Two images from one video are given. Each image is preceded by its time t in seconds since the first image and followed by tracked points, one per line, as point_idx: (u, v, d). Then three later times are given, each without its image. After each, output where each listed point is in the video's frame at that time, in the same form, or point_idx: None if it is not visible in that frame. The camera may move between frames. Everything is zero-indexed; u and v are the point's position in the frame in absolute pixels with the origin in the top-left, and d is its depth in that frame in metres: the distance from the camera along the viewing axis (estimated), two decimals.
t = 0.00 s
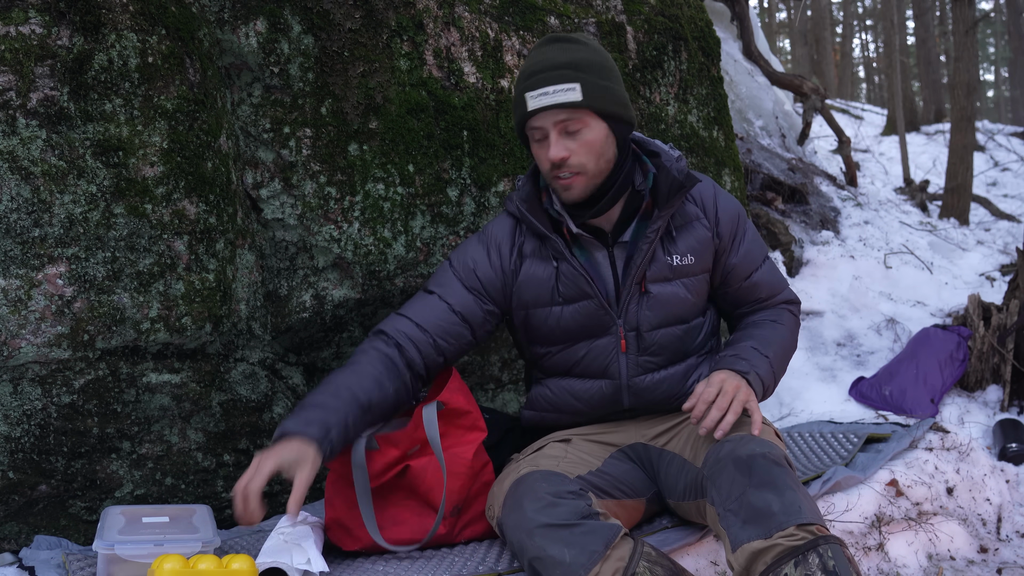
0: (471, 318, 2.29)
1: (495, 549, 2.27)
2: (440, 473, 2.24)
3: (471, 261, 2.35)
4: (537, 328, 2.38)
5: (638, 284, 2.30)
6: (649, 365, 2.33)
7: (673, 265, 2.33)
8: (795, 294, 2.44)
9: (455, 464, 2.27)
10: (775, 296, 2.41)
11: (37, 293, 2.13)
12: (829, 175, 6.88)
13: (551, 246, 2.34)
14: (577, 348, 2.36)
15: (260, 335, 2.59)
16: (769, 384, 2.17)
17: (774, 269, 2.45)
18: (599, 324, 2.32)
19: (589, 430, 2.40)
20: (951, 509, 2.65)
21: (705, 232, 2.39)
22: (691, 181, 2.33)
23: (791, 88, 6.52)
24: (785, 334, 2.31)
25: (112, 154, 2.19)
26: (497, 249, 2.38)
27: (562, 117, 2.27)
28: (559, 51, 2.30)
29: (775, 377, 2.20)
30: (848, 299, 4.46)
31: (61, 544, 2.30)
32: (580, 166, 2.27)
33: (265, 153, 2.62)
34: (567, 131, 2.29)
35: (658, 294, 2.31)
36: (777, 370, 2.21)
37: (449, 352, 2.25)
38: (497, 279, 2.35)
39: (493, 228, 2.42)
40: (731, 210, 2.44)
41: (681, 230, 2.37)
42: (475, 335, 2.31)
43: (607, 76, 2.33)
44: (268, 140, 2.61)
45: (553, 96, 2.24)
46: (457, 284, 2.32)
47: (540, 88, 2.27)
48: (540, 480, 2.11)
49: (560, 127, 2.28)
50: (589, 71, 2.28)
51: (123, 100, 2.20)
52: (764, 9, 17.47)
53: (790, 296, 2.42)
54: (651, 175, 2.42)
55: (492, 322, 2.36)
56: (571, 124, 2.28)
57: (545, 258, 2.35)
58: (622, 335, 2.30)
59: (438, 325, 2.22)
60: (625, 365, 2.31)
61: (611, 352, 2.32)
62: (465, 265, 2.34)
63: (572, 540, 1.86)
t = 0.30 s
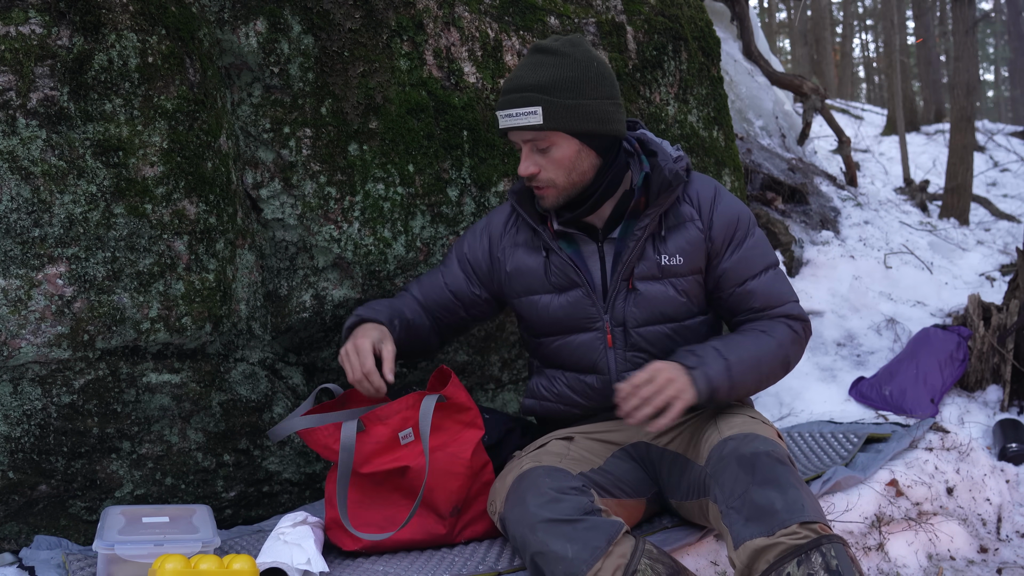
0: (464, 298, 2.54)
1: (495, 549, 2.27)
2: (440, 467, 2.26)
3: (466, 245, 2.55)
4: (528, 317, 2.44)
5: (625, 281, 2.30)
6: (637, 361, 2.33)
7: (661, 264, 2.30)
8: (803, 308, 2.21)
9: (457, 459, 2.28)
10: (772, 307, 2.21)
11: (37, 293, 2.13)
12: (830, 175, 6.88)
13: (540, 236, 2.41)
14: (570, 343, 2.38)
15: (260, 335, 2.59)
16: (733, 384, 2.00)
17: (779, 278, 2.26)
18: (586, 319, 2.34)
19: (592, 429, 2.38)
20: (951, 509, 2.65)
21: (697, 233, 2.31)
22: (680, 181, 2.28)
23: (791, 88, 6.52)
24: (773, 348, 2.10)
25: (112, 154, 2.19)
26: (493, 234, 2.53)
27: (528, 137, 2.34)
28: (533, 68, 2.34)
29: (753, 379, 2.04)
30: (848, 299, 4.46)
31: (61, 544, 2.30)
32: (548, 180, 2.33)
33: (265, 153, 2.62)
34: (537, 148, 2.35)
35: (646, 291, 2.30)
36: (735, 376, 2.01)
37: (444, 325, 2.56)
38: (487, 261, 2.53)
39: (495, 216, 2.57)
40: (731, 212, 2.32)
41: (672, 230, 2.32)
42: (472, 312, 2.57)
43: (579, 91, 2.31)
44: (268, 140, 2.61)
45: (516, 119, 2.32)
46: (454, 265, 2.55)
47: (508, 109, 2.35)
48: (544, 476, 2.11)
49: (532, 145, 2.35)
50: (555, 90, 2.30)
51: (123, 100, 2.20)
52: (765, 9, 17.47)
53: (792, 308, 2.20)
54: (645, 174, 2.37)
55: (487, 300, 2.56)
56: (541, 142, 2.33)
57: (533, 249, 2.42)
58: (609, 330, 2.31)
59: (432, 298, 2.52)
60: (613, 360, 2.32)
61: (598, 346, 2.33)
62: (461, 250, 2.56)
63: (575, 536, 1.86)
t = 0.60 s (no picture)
0: (485, 292, 2.57)
1: (495, 548, 2.27)
2: (440, 466, 2.26)
3: (484, 239, 2.60)
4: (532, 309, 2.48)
5: (615, 275, 2.30)
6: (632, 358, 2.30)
7: (648, 259, 2.28)
8: (734, 310, 2.03)
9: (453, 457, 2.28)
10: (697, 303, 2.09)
11: (37, 293, 2.13)
12: (829, 175, 6.89)
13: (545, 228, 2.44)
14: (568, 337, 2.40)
15: (260, 335, 2.59)
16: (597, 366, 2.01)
17: (726, 274, 2.11)
18: (580, 312, 2.36)
19: (595, 429, 2.39)
20: (951, 509, 2.65)
21: (682, 228, 2.26)
22: (671, 177, 2.24)
23: (791, 88, 6.52)
24: (664, 345, 2.01)
25: (112, 154, 2.19)
26: (506, 228, 2.57)
27: (534, 133, 2.33)
28: (539, 65, 2.34)
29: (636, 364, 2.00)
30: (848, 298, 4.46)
31: (61, 545, 2.30)
32: (554, 175, 2.34)
33: (265, 153, 2.62)
34: (544, 143, 2.35)
35: (634, 286, 2.28)
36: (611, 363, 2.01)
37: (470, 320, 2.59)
38: (501, 253, 2.56)
39: (510, 212, 2.60)
40: (720, 208, 2.24)
41: (661, 226, 2.29)
42: (495, 305, 2.61)
43: (586, 89, 2.30)
44: (268, 140, 2.61)
45: (521, 115, 2.32)
46: (474, 260, 2.60)
47: (514, 104, 2.35)
48: (546, 475, 2.11)
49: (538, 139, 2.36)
50: (560, 87, 2.30)
51: (124, 100, 2.20)
52: (765, 9, 17.48)
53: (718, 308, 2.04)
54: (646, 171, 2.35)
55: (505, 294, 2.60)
56: (546, 138, 2.33)
57: (539, 240, 2.45)
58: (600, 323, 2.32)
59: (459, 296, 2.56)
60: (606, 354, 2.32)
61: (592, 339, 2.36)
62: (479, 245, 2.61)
63: (575, 535, 1.86)
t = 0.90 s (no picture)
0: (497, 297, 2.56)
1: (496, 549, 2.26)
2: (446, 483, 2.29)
3: (497, 244, 2.58)
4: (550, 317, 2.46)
5: (642, 281, 2.28)
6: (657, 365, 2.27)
7: (678, 265, 2.25)
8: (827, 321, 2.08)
9: (448, 453, 2.28)
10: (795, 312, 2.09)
11: (37, 293, 2.13)
12: (830, 175, 6.89)
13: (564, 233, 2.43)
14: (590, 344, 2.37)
15: (260, 335, 2.59)
16: (718, 433, 1.91)
17: (802, 279, 2.14)
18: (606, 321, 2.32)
19: (599, 428, 2.38)
20: (951, 509, 2.65)
21: (714, 233, 2.25)
22: (698, 180, 2.22)
23: (791, 88, 6.52)
24: (788, 374, 1.98)
25: (112, 154, 2.19)
26: (522, 234, 2.57)
27: (590, 119, 2.32)
28: (589, 52, 2.36)
29: (705, 441, 1.90)
30: (848, 299, 4.46)
31: (61, 544, 2.31)
32: (607, 163, 2.32)
33: (265, 153, 2.62)
34: (596, 131, 2.34)
35: (662, 291, 2.26)
36: (732, 423, 1.92)
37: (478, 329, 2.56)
38: (519, 262, 2.56)
39: (524, 219, 2.59)
40: (751, 211, 2.24)
41: (688, 230, 2.28)
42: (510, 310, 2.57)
43: (634, 79, 2.36)
44: (268, 140, 2.61)
45: (583, 99, 2.30)
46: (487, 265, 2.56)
47: (570, 89, 2.32)
48: (512, 458, 2.10)
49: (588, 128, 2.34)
50: (620, 75, 2.33)
51: (123, 100, 2.20)
52: (765, 9, 17.48)
53: (817, 320, 2.07)
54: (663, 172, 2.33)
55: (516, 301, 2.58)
56: (601, 125, 2.33)
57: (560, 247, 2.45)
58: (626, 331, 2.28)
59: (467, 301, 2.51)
60: (631, 362, 2.28)
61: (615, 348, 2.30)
62: (492, 249, 2.58)
63: (534, 518, 1.90)
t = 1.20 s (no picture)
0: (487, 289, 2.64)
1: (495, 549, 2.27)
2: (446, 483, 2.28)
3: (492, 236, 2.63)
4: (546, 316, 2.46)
5: (638, 280, 2.27)
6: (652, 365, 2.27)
7: (674, 265, 2.25)
8: (824, 321, 2.09)
9: (447, 452, 2.28)
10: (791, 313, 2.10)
11: (37, 293, 2.13)
12: (830, 175, 6.89)
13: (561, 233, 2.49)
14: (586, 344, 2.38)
15: (260, 335, 2.59)
16: (715, 443, 1.92)
17: (800, 281, 2.14)
18: (601, 320, 2.32)
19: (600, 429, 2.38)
20: (951, 509, 2.65)
21: (711, 233, 2.25)
22: (695, 180, 2.20)
23: (791, 88, 6.52)
24: (785, 379, 1.99)
25: (112, 154, 2.19)
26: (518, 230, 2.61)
27: (597, 108, 2.35)
28: (589, 47, 2.41)
29: (704, 450, 1.92)
30: (848, 299, 4.47)
31: (61, 544, 2.31)
32: (614, 154, 2.34)
33: (265, 153, 2.62)
34: (600, 122, 2.37)
35: (658, 291, 2.25)
36: (731, 433, 1.94)
37: (467, 318, 2.65)
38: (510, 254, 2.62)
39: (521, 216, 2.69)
40: (748, 211, 2.24)
41: (686, 230, 2.28)
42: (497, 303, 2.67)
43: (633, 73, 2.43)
44: (268, 140, 2.61)
45: (589, 87, 2.33)
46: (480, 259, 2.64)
47: (575, 80, 2.35)
48: (512, 458, 2.10)
49: (594, 119, 2.37)
50: (621, 68, 2.39)
51: (124, 100, 2.20)
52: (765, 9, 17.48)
53: (813, 321, 2.08)
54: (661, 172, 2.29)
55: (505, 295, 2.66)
56: (606, 114, 2.37)
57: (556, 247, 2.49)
58: (623, 330, 2.29)
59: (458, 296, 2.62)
60: (627, 361, 2.29)
61: (612, 346, 2.31)
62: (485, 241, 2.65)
63: (535, 519, 1.90)
